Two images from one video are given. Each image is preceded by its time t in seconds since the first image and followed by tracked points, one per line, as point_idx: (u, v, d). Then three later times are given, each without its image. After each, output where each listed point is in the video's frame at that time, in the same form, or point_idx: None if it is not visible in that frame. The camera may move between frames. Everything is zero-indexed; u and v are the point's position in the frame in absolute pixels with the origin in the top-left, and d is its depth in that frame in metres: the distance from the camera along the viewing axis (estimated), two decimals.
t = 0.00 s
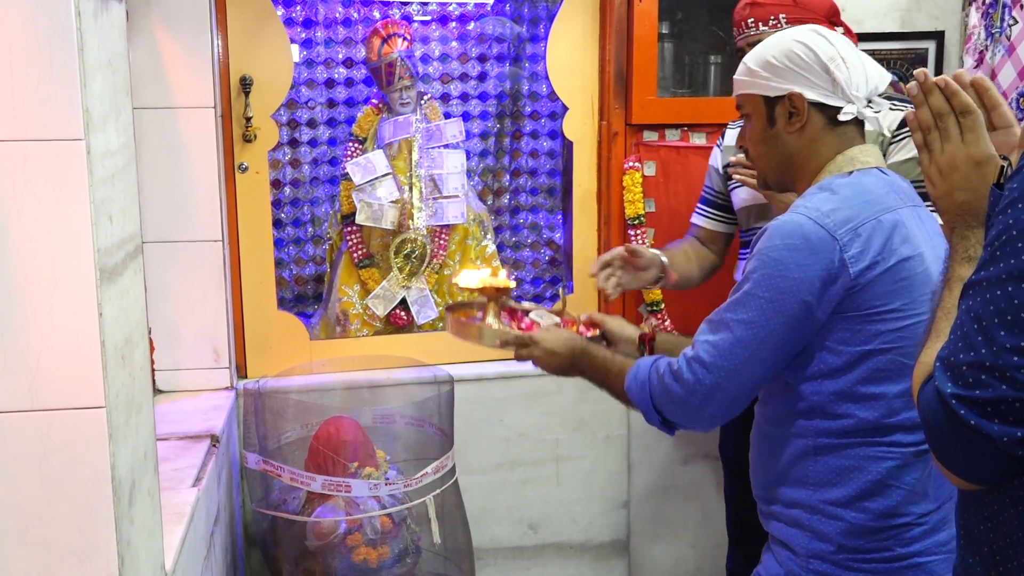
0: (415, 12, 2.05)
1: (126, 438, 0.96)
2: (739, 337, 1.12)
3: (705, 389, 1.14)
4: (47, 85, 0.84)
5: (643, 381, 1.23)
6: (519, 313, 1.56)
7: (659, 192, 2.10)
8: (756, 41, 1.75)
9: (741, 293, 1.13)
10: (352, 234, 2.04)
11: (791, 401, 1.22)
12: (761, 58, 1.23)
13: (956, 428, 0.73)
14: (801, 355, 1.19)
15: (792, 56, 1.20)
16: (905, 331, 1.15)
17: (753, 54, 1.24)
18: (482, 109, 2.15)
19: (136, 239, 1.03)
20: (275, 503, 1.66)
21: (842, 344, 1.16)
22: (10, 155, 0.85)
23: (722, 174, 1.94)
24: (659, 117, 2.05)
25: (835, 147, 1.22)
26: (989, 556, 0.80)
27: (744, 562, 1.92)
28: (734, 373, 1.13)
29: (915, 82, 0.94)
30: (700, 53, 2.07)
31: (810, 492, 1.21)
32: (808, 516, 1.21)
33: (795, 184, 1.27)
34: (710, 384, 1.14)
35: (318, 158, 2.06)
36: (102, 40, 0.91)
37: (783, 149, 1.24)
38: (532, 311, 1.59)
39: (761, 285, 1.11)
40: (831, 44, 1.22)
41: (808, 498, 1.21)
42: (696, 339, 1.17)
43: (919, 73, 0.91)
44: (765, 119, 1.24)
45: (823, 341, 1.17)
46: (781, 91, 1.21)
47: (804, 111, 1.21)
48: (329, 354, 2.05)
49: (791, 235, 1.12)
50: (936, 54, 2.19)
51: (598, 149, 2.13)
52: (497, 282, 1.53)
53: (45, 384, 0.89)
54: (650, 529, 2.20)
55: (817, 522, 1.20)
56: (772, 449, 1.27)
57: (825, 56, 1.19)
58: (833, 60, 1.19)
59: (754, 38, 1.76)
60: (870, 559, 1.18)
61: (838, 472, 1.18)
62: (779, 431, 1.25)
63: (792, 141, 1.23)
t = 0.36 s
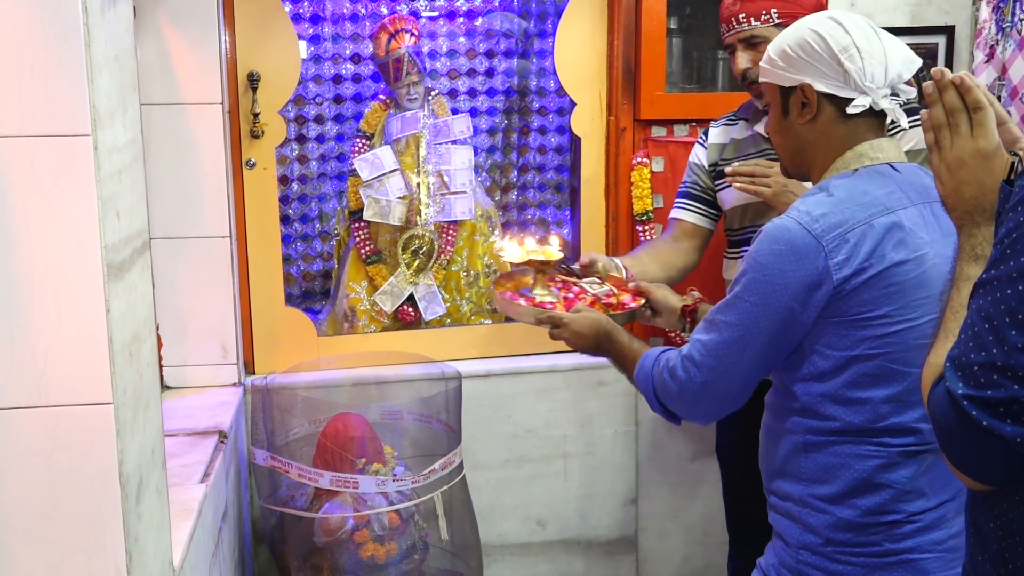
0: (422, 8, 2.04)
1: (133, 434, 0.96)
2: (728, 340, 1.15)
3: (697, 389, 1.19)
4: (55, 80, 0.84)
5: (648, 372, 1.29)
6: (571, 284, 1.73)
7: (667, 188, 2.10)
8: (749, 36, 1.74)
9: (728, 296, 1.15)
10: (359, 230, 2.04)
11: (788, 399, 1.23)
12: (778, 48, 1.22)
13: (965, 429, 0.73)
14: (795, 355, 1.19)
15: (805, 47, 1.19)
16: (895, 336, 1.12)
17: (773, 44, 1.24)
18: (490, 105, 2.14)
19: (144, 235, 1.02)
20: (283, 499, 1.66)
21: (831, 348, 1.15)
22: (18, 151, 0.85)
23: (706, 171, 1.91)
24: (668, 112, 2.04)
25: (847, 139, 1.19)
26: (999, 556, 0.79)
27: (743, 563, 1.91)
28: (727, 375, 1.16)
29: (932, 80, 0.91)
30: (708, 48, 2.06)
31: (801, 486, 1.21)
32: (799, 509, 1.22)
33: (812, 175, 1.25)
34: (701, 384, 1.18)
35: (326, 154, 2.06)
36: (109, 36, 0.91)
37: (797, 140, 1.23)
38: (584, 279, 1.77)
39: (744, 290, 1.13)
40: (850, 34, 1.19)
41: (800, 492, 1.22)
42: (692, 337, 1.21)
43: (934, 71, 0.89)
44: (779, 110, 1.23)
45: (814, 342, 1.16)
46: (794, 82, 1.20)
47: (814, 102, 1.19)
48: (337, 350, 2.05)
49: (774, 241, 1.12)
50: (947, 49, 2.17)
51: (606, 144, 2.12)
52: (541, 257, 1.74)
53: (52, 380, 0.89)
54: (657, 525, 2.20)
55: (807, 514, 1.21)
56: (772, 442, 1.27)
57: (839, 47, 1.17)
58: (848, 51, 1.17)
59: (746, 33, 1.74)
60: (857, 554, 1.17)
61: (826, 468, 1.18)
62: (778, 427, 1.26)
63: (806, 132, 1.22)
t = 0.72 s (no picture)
0: (425, 6, 2.04)
1: (135, 433, 0.96)
2: (739, 347, 1.16)
3: (718, 401, 1.20)
4: (57, 78, 0.84)
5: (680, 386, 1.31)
6: (607, 289, 1.77)
7: (670, 187, 2.09)
8: (753, 36, 1.73)
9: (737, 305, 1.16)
10: (363, 229, 2.04)
11: (797, 400, 1.23)
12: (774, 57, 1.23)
13: (966, 428, 0.72)
14: (803, 358, 1.19)
15: (801, 54, 1.19)
16: (899, 337, 1.11)
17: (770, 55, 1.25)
18: (492, 103, 2.14)
19: (146, 233, 1.02)
20: (286, 498, 1.66)
21: (835, 350, 1.14)
22: (20, 149, 0.85)
23: (706, 181, 1.91)
24: (671, 110, 2.04)
25: (851, 138, 1.18)
26: (1004, 554, 0.78)
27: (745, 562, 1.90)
28: (744, 383, 1.17)
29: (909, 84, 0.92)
30: (711, 45, 2.05)
31: (809, 484, 1.21)
32: (806, 506, 1.22)
33: (820, 177, 1.24)
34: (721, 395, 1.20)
35: (328, 153, 2.06)
36: (111, 35, 0.91)
37: (802, 144, 1.22)
38: (621, 284, 1.80)
39: (750, 298, 1.14)
40: (843, 35, 1.20)
41: (807, 490, 1.22)
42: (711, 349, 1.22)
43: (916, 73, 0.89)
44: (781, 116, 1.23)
45: (820, 345, 1.16)
46: (792, 88, 1.20)
47: (815, 105, 1.19)
48: (340, 349, 2.05)
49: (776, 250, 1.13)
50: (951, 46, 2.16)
51: (609, 142, 2.12)
52: (576, 265, 1.70)
53: (54, 378, 0.89)
54: (660, 524, 2.20)
55: (813, 512, 1.21)
56: (783, 441, 1.27)
57: (833, 49, 1.18)
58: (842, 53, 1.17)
59: (750, 35, 1.73)
60: (862, 553, 1.16)
61: (832, 467, 1.18)
62: (788, 426, 1.26)
63: (809, 136, 1.21)
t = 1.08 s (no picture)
0: (423, 9, 2.05)
1: (134, 436, 0.96)
2: (751, 342, 1.17)
3: (730, 393, 1.22)
4: (56, 81, 0.84)
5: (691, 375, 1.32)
6: (599, 273, 1.78)
7: (667, 189, 2.10)
8: (759, 27, 1.75)
9: (753, 300, 1.17)
10: (360, 232, 2.04)
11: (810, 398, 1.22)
12: (793, 57, 1.26)
13: (905, 453, 0.67)
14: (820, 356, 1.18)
15: (821, 53, 1.22)
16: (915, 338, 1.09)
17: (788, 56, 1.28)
18: (490, 106, 2.15)
19: (144, 236, 1.02)
20: (283, 500, 1.66)
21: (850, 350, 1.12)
22: (19, 153, 0.85)
23: (698, 181, 1.92)
24: (669, 113, 2.04)
25: (869, 138, 1.18)
26: None
27: (742, 564, 1.90)
28: (754, 377, 1.18)
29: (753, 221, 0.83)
30: (708, 49, 2.07)
31: (819, 482, 1.20)
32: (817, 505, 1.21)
33: (837, 177, 1.23)
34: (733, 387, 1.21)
35: (326, 156, 2.07)
36: (109, 39, 0.91)
37: (820, 145, 1.22)
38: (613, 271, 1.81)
39: (766, 293, 1.15)
40: (863, 35, 1.24)
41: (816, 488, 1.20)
42: (725, 342, 1.24)
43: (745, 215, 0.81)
44: (800, 116, 1.24)
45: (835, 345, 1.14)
46: (812, 87, 1.21)
47: (833, 104, 1.20)
48: (339, 351, 2.05)
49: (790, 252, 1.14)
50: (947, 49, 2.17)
51: (607, 146, 2.12)
52: (573, 247, 1.71)
53: (53, 381, 0.89)
54: (659, 526, 2.20)
55: (822, 512, 1.19)
56: (796, 440, 1.26)
57: (853, 47, 1.21)
58: (859, 51, 1.20)
59: (757, 25, 1.74)
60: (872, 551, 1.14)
61: (840, 464, 1.16)
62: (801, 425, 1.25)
63: (827, 135, 1.21)
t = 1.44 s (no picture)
0: (421, 15, 2.06)
1: (133, 440, 0.96)
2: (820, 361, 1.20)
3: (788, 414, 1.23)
4: (56, 87, 0.85)
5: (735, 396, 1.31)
6: (593, 300, 1.84)
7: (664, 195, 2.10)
8: (774, 24, 1.78)
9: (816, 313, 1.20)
10: (358, 236, 2.05)
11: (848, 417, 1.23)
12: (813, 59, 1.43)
13: (683, 397, 0.86)
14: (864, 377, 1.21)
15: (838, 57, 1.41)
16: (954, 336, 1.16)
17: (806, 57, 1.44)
18: (488, 111, 2.16)
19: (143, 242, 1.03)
20: (281, 505, 1.66)
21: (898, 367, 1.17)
22: (18, 159, 0.86)
23: (686, 190, 1.91)
24: (666, 120, 2.06)
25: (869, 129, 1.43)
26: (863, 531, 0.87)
27: (739, 569, 1.91)
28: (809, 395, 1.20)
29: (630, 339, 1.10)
30: (705, 55, 2.09)
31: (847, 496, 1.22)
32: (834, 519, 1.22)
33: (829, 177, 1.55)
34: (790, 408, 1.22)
35: (324, 161, 2.07)
36: (109, 45, 0.92)
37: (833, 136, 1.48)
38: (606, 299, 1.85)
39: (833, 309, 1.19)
40: None
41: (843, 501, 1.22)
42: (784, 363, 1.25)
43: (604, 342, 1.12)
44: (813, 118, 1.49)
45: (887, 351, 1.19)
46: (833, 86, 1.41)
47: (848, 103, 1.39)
48: (336, 356, 2.06)
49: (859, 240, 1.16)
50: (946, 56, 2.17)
51: (604, 152, 2.13)
52: (565, 276, 1.77)
53: (52, 385, 0.89)
54: (656, 531, 2.20)
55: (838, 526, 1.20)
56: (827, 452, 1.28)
57: None
58: None
59: (769, 23, 1.78)
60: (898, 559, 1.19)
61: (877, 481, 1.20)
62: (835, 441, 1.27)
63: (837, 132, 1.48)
